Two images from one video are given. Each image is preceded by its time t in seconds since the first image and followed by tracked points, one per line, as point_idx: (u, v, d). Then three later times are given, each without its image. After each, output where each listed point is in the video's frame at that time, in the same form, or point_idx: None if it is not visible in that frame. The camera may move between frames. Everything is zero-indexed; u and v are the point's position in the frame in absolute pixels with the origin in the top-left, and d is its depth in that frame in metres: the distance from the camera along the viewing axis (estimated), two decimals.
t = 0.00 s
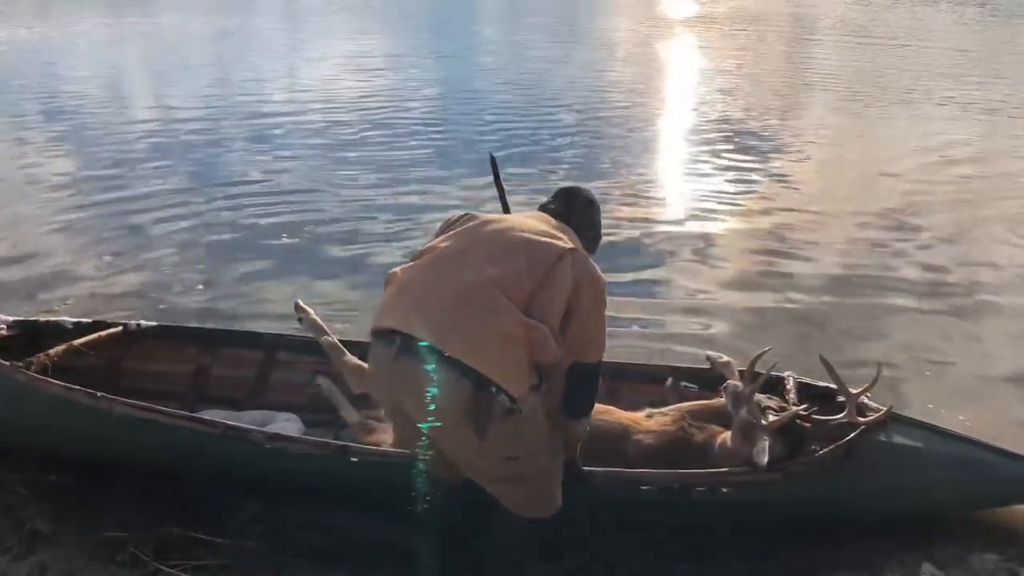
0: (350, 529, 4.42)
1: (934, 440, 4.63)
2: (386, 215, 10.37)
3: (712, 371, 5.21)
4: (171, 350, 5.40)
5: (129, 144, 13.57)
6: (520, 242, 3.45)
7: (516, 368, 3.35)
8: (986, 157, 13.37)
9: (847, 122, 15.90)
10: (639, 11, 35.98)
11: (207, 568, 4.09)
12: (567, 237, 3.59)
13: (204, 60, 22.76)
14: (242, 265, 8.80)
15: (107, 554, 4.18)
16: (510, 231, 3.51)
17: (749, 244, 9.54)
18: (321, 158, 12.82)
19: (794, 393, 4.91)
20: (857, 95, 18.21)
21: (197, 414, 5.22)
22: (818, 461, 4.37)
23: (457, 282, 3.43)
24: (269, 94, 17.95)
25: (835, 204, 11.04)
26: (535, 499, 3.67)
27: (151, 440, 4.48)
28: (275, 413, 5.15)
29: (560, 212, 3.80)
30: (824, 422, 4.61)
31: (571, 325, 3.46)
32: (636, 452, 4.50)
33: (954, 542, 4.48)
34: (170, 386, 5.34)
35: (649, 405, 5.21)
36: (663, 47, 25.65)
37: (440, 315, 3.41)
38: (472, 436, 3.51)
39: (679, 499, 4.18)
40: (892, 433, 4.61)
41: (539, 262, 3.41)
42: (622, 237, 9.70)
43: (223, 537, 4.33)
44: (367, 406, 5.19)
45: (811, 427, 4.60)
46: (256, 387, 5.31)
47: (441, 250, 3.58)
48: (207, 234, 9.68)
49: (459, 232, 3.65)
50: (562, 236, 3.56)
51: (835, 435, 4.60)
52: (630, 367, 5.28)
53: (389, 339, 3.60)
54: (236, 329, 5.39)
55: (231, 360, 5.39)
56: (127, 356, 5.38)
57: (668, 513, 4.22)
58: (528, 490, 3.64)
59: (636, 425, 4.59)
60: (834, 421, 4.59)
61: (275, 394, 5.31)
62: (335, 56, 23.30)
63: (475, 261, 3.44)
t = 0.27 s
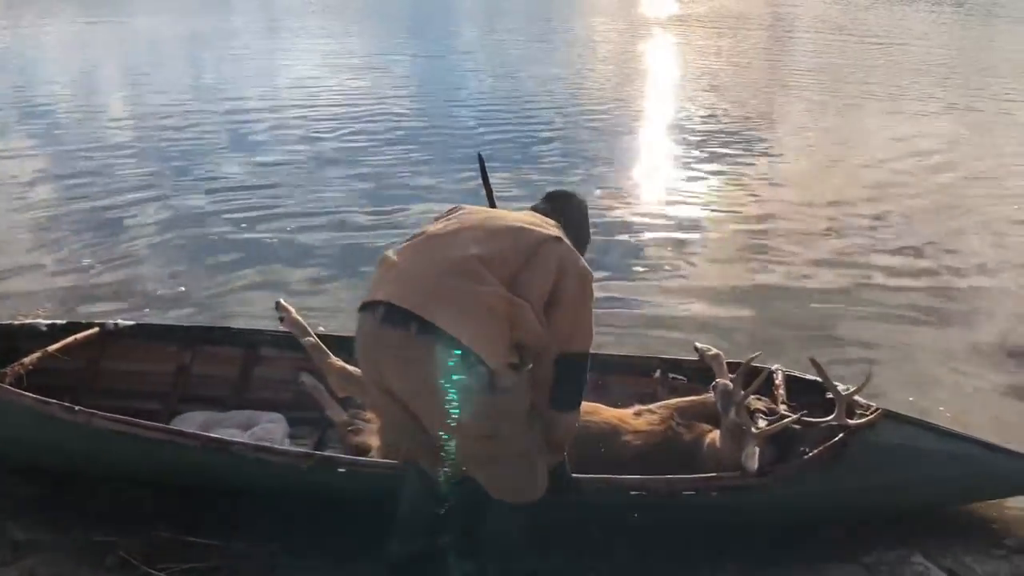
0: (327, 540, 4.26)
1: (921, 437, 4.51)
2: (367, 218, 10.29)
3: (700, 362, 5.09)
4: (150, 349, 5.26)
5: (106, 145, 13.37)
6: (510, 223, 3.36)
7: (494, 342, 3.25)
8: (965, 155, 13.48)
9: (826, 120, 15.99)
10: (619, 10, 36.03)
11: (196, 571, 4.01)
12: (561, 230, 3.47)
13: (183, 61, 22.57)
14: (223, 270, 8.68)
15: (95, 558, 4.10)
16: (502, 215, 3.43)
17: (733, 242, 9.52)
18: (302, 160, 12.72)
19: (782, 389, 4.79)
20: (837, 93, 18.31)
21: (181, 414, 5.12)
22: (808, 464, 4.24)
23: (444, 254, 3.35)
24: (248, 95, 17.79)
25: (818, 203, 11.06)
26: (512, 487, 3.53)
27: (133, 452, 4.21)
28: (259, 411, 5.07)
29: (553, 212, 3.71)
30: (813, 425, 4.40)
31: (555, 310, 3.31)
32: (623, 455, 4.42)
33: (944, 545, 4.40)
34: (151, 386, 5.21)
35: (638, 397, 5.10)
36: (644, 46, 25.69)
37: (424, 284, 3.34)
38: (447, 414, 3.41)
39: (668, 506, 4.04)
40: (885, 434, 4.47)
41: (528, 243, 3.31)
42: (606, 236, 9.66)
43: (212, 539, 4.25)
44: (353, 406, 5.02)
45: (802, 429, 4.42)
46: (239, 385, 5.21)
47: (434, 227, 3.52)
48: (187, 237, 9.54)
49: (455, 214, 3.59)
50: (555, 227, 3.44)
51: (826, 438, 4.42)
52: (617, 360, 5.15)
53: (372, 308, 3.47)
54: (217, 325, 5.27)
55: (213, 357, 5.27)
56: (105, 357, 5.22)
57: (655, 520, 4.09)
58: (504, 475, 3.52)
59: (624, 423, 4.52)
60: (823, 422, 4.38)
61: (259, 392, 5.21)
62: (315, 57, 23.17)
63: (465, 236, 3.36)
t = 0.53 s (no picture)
0: (301, 545, 4.17)
1: (899, 431, 4.37)
2: (344, 217, 10.20)
3: (684, 356, 5.04)
4: (126, 351, 5.16)
5: (76, 148, 13.18)
6: (498, 222, 3.44)
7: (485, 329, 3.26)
8: (935, 152, 13.65)
9: (799, 118, 16.13)
10: (593, 11, 36.16)
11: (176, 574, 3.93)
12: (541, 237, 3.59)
13: (153, 63, 22.32)
14: (196, 271, 8.56)
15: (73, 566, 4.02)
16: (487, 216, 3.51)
17: (710, 240, 9.56)
18: (276, 161, 12.60)
19: (764, 386, 4.66)
20: (810, 92, 18.47)
21: (158, 416, 5.04)
22: (791, 468, 4.09)
23: (435, 245, 3.37)
24: (221, 97, 17.63)
25: (793, 199, 11.13)
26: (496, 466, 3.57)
27: (112, 463, 4.11)
28: (240, 411, 5.00)
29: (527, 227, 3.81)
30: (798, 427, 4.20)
31: (541, 305, 3.36)
32: (605, 458, 4.25)
33: (926, 543, 4.28)
34: (127, 388, 5.12)
35: (620, 391, 5.06)
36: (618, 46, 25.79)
37: (415, 272, 3.33)
38: (435, 400, 3.37)
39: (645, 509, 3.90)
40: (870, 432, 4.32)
41: (516, 239, 3.38)
42: (584, 235, 9.66)
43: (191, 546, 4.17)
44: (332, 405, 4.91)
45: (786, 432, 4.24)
46: (217, 385, 5.13)
47: (420, 224, 3.54)
48: (160, 239, 9.41)
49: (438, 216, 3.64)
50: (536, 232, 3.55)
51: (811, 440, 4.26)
52: (600, 354, 5.12)
53: (361, 297, 3.42)
54: (195, 325, 5.20)
55: (191, 358, 5.19)
56: (79, 359, 5.11)
57: (636, 522, 3.95)
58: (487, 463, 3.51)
59: (607, 425, 4.33)
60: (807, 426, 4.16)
61: (237, 391, 5.14)
62: (288, 58, 23.00)
63: (455, 231, 3.41)
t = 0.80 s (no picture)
0: (286, 548, 4.13)
1: (883, 429, 4.42)
2: (322, 217, 10.14)
3: (666, 354, 5.05)
4: (104, 354, 5.10)
5: (49, 151, 13.00)
6: (482, 223, 3.44)
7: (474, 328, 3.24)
8: (909, 150, 13.80)
9: (776, 117, 16.24)
10: (571, 10, 36.19)
11: None
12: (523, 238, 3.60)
13: (127, 64, 22.06)
14: (174, 275, 8.47)
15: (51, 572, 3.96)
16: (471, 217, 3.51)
17: (690, 239, 9.59)
18: (254, 162, 12.51)
19: (747, 384, 4.68)
20: (785, 91, 18.60)
21: (138, 419, 4.95)
22: (773, 467, 4.10)
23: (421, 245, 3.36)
24: (196, 98, 17.46)
25: (771, 198, 11.19)
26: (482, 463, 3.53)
27: (91, 470, 4.05)
28: (220, 415, 4.95)
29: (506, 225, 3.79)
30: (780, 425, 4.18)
31: (527, 303, 3.36)
32: (589, 459, 4.26)
33: (910, 538, 4.32)
34: (106, 392, 5.05)
35: (602, 390, 5.07)
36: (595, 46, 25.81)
37: (403, 272, 3.31)
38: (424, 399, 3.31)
39: (631, 510, 3.90)
40: (849, 429, 4.37)
41: (500, 239, 3.39)
42: (564, 235, 9.66)
43: (171, 550, 4.13)
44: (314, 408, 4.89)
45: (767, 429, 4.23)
46: (197, 388, 5.08)
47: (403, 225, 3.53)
48: (136, 243, 9.31)
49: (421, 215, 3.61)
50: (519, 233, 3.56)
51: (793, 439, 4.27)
52: (581, 353, 5.13)
53: (348, 299, 3.39)
54: (173, 328, 5.15)
55: (169, 361, 5.13)
56: (55, 363, 5.04)
57: (617, 523, 3.96)
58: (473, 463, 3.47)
59: (591, 424, 4.34)
60: (788, 425, 4.18)
61: (218, 394, 5.09)
62: (264, 59, 22.82)
63: (440, 231, 3.39)
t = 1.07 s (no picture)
0: (276, 551, 4.13)
1: (870, 428, 4.46)
2: (311, 218, 10.12)
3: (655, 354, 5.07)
4: (92, 357, 5.09)
5: (35, 152, 12.92)
6: (466, 217, 3.40)
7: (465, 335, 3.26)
8: (896, 150, 13.88)
9: (764, 117, 16.30)
10: (559, 11, 36.21)
11: None
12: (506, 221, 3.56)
13: (115, 65, 21.98)
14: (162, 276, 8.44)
15: None
16: (454, 209, 3.45)
17: (679, 239, 9.63)
18: (242, 163, 12.48)
19: (735, 384, 4.72)
20: (773, 91, 18.68)
21: (127, 422, 4.94)
22: (761, 467, 4.14)
23: (406, 254, 3.33)
24: (184, 99, 17.41)
25: (759, 198, 11.24)
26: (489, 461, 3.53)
27: (81, 476, 4.04)
28: (209, 417, 4.94)
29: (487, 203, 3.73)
30: (767, 426, 4.25)
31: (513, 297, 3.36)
32: (578, 460, 4.27)
33: (897, 537, 4.36)
34: (94, 394, 5.04)
35: (592, 389, 5.09)
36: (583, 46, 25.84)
37: (389, 284, 3.30)
38: (418, 410, 3.28)
39: (618, 512, 3.92)
40: (835, 428, 4.41)
41: (484, 235, 3.35)
42: (553, 236, 9.68)
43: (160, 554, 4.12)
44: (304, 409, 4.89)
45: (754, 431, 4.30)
46: (186, 390, 5.08)
47: (385, 229, 3.48)
48: (125, 244, 9.27)
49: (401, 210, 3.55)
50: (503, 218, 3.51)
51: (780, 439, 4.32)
52: (571, 354, 5.15)
53: (336, 311, 3.37)
54: (162, 330, 5.14)
55: (158, 364, 5.12)
56: (43, 366, 5.03)
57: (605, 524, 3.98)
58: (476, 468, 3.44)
59: (581, 424, 4.38)
60: (776, 426, 4.24)
61: (207, 396, 5.08)
62: (252, 60, 22.76)
63: (422, 237, 3.36)
